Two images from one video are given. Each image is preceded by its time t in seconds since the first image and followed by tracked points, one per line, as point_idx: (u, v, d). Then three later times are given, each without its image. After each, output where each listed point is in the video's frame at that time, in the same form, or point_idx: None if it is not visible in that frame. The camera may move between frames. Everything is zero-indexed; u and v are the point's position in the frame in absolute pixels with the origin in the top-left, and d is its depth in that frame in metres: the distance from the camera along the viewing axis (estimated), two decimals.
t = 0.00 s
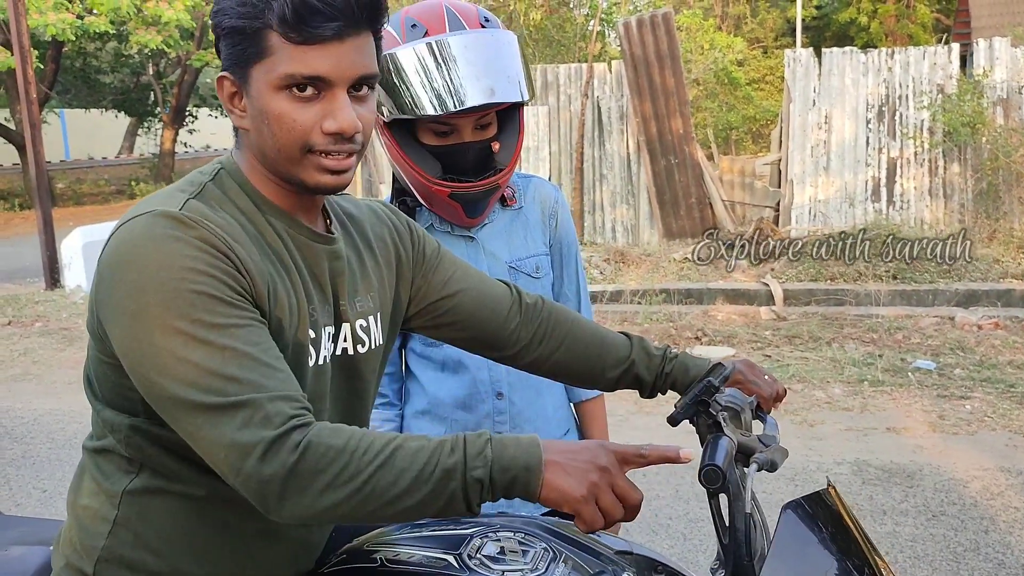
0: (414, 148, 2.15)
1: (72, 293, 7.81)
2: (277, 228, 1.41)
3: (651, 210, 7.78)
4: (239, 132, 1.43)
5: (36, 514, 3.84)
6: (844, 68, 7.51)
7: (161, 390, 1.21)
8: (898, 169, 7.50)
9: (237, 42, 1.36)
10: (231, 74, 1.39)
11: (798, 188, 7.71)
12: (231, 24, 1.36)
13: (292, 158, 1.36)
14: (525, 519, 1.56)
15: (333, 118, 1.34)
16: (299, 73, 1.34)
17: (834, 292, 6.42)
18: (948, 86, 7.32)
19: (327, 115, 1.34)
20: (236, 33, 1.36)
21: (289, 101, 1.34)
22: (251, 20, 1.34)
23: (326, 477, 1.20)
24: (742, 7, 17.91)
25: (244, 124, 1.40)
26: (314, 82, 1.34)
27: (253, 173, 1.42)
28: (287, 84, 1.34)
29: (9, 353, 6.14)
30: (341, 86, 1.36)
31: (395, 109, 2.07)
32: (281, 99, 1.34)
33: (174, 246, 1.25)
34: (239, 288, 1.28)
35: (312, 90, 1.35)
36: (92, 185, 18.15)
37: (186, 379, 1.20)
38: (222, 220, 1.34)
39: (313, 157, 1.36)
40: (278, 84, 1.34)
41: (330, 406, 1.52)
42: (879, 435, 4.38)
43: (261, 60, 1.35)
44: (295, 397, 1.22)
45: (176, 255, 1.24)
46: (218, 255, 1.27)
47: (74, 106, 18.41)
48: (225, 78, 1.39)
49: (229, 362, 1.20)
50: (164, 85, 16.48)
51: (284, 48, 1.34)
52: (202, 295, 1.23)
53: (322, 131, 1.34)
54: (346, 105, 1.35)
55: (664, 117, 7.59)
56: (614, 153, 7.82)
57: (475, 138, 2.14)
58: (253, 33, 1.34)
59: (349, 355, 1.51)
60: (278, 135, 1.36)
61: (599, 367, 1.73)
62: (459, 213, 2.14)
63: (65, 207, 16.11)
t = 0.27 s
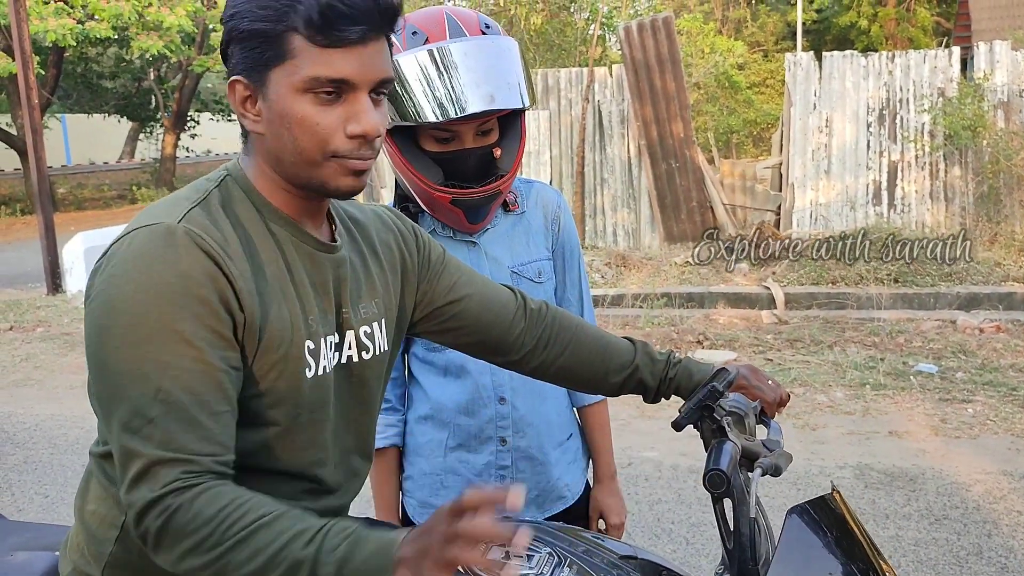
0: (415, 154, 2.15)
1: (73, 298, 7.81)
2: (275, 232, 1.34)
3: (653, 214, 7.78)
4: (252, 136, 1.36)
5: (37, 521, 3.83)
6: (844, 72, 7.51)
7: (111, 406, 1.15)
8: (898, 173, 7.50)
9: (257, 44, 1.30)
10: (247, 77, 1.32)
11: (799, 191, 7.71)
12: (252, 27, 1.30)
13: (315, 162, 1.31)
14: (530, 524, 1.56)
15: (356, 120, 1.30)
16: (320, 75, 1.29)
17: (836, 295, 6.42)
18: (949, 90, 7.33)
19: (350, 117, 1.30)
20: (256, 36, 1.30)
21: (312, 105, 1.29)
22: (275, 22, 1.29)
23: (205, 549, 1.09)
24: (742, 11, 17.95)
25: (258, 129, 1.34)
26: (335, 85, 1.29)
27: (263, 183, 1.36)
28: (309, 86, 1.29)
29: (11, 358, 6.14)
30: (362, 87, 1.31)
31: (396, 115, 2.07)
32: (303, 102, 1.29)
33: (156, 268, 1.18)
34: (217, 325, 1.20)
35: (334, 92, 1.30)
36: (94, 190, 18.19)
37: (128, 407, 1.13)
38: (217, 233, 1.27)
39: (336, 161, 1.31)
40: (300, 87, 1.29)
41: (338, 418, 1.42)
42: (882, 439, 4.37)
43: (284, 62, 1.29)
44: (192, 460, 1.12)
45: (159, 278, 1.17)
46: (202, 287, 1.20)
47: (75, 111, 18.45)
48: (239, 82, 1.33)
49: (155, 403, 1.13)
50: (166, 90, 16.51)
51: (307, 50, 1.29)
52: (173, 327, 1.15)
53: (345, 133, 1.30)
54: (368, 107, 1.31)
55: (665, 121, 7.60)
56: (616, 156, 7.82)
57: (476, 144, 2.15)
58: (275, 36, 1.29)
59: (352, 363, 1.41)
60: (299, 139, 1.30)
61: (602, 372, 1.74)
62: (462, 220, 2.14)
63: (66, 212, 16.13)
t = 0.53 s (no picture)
0: (414, 158, 2.15)
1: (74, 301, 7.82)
2: (249, 240, 1.34)
3: (652, 216, 7.78)
4: (312, 149, 1.35)
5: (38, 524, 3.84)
6: (843, 74, 7.52)
7: (88, 419, 1.18)
8: (898, 175, 7.51)
9: (360, 68, 1.33)
10: (346, 97, 1.33)
11: (798, 194, 7.72)
12: (362, 53, 1.32)
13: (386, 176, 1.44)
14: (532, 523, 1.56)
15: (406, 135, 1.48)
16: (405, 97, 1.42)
17: (836, 297, 6.42)
18: (948, 92, 7.33)
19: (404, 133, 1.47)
20: (359, 60, 1.33)
21: (394, 123, 1.42)
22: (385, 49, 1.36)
23: (189, 567, 1.14)
24: (741, 13, 17.97)
25: (340, 148, 1.36)
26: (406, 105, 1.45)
27: (237, 191, 1.38)
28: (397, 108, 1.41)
29: (12, 361, 6.15)
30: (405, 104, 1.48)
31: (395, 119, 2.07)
32: (391, 122, 1.41)
33: (129, 281, 1.19)
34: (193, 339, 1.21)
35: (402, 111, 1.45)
36: (94, 194, 18.20)
37: (106, 422, 1.16)
38: (187, 240, 1.28)
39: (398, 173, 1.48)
40: (394, 108, 1.40)
41: (313, 420, 1.46)
42: (882, 441, 4.37)
43: (384, 85, 1.37)
44: (184, 475, 1.16)
45: (129, 292, 1.18)
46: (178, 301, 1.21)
47: (76, 114, 18.47)
48: (333, 102, 1.32)
49: (135, 416, 1.15)
50: (166, 93, 16.52)
51: (399, 74, 1.40)
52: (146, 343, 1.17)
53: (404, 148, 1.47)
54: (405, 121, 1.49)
55: (665, 123, 7.61)
56: (615, 159, 7.83)
57: (475, 148, 2.15)
58: (380, 61, 1.35)
59: (324, 369, 1.44)
60: (384, 155, 1.41)
61: (584, 376, 1.76)
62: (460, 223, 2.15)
63: (66, 215, 16.15)
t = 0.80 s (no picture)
0: (414, 161, 2.16)
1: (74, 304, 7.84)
2: (233, 242, 1.38)
3: (651, 218, 7.80)
4: (291, 149, 1.37)
5: (38, 526, 3.86)
6: (842, 76, 7.53)
7: (110, 430, 1.16)
8: (896, 176, 7.52)
9: (345, 71, 1.36)
10: (329, 99, 1.35)
11: (797, 195, 7.73)
12: (350, 56, 1.36)
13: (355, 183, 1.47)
14: (534, 525, 1.57)
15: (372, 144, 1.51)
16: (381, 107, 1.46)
17: (835, 299, 6.43)
18: (946, 94, 7.35)
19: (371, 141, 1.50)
20: (344, 63, 1.35)
21: (369, 130, 1.45)
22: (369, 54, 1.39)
23: (255, 556, 1.11)
24: (740, 15, 18.01)
25: (319, 151, 1.38)
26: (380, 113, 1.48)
27: (214, 191, 1.41)
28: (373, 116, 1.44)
29: (13, 364, 6.17)
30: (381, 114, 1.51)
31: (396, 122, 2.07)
32: (367, 129, 1.44)
33: (139, 281, 1.20)
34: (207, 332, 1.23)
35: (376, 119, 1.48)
36: (94, 196, 18.22)
37: (134, 425, 1.14)
38: (183, 242, 1.30)
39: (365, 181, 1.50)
40: (370, 116, 1.43)
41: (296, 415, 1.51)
42: (881, 442, 4.38)
43: (362, 91, 1.40)
44: (234, 462, 1.15)
45: (140, 291, 1.19)
46: (191, 295, 1.23)
47: (75, 116, 18.50)
48: (318, 104, 1.35)
49: (171, 409, 1.14)
50: (166, 96, 16.54)
51: (378, 83, 1.43)
52: (167, 334, 1.17)
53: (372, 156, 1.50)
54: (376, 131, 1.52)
55: (664, 125, 7.62)
56: (614, 161, 7.84)
57: (475, 152, 2.15)
58: (362, 65, 1.39)
59: (305, 366, 1.49)
60: (356, 162, 1.44)
61: (515, 398, 1.74)
62: (460, 225, 2.16)
63: (67, 217, 16.17)
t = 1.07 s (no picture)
0: (413, 160, 2.17)
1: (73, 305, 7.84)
2: (222, 241, 1.39)
3: (651, 219, 7.80)
4: (272, 146, 1.37)
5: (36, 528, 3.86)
6: (842, 77, 7.53)
7: (129, 428, 1.19)
8: (896, 177, 7.52)
9: (326, 67, 1.38)
10: (310, 94, 1.36)
11: (797, 196, 7.73)
12: (331, 53, 1.37)
13: (337, 182, 1.48)
14: (531, 530, 1.57)
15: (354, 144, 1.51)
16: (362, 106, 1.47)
17: (835, 300, 6.44)
18: (946, 95, 7.35)
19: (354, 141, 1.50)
20: (324, 59, 1.37)
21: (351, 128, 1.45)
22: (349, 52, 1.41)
23: (321, 481, 1.27)
24: (740, 16, 18.04)
25: (301, 148, 1.39)
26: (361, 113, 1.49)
27: (198, 189, 1.41)
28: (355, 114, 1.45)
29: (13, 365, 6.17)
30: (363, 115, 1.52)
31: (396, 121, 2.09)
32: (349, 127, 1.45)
33: (134, 280, 1.21)
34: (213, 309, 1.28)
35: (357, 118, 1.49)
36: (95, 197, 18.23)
37: (159, 423, 1.18)
38: (174, 237, 1.32)
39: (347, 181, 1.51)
40: (351, 114, 1.44)
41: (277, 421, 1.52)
42: (881, 443, 4.39)
43: (344, 89, 1.41)
44: (265, 419, 1.24)
45: (138, 289, 1.21)
46: (189, 283, 1.27)
47: (77, 117, 18.51)
48: (299, 100, 1.35)
49: (193, 402, 1.19)
50: (167, 97, 16.56)
51: (358, 82, 1.45)
52: (179, 322, 1.21)
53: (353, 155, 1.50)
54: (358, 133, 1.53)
55: (664, 126, 7.62)
56: (614, 162, 7.85)
57: (473, 152, 2.16)
58: (343, 63, 1.40)
59: (287, 369, 1.52)
60: (339, 159, 1.44)
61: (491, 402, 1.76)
62: (458, 225, 2.16)
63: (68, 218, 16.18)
